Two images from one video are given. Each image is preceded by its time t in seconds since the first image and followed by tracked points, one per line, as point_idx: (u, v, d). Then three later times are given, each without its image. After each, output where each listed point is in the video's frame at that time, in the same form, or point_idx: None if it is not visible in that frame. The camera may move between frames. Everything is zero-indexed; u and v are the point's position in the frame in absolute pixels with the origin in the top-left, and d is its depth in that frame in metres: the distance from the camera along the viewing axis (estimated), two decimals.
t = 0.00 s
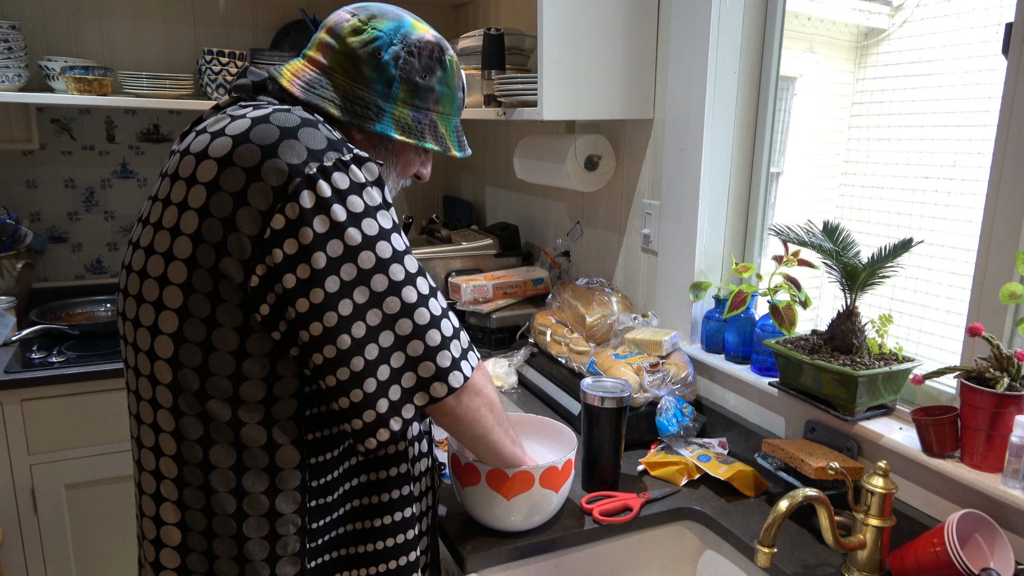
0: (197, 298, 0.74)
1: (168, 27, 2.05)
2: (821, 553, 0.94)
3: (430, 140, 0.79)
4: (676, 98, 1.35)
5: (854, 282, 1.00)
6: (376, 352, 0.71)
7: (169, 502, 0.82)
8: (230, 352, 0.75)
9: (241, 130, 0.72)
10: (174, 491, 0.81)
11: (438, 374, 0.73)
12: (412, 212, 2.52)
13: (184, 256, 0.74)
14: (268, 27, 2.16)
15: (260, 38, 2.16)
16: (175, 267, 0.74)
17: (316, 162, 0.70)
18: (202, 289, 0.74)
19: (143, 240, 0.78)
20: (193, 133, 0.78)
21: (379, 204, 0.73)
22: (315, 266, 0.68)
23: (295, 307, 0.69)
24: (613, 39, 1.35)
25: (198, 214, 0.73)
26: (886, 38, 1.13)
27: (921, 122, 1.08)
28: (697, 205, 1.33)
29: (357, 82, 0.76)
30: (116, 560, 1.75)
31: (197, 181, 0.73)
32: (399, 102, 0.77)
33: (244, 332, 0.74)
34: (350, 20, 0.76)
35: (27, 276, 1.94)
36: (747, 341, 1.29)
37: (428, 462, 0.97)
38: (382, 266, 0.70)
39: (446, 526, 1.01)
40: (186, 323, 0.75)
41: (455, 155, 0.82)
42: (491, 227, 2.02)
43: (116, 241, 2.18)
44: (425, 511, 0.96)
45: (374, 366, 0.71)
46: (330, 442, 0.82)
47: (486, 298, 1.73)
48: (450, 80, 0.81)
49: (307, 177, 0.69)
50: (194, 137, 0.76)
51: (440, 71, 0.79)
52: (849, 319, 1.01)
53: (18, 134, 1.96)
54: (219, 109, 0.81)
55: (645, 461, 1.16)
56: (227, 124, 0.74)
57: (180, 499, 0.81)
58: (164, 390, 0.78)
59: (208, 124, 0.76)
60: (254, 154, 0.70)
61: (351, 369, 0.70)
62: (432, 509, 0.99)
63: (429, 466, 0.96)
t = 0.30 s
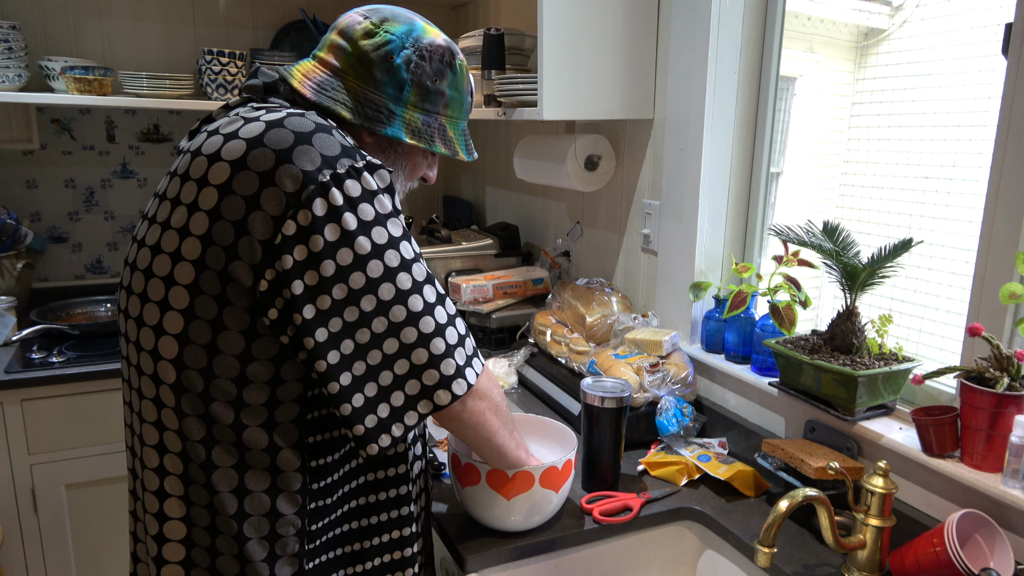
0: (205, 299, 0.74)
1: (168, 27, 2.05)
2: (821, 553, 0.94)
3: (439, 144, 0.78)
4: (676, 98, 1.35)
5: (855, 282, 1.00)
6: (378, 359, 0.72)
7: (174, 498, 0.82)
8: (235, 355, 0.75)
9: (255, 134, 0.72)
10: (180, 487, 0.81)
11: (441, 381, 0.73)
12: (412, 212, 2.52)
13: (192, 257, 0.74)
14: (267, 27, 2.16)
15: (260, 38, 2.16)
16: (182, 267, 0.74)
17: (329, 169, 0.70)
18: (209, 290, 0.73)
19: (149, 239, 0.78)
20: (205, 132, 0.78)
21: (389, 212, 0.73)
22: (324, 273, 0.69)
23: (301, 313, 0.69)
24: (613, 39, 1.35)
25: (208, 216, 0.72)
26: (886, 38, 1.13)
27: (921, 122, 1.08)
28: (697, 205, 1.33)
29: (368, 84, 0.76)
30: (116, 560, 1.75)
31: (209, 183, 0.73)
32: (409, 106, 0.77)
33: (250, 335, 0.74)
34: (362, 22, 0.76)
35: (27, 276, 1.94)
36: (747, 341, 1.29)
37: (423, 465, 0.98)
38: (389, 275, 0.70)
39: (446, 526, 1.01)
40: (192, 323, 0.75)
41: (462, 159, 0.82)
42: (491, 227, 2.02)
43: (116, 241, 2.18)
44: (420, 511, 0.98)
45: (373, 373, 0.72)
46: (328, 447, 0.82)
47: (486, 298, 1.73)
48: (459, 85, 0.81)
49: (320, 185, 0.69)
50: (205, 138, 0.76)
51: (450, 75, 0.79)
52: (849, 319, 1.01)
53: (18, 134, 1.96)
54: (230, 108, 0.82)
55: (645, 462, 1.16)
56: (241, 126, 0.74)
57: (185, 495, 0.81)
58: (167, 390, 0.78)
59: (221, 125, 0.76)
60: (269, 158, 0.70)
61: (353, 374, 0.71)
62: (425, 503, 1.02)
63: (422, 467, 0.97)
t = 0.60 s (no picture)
0: (202, 304, 0.74)
1: (168, 27, 2.05)
2: (821, 553, 0.94)
3: (440, 149, 0.78)
4: (676, 98, 1.35)
5: (854, 282, 1.00)
6: (377, 368, 0.71)
7: (172, 500, 0.82)
8: (233, 360, 0.75)
9: (255, 138, 0.72)
10: (177, 489, 0.81)
11: (436, 391, 0.73)
12: (412, 212, 2.52)
13: (191, 262, 0.73)
14: (268, 27, 2.16)
15: (260, 38, 2.16)
16: (180, 271, 0.74)
17: (329, 174, 0.70)
18: (207, 295, 0.73)
19: (146, 241, 0.78)
20: (204, 135, 0.78)
21: (388, 218, 0.73)
22: (322, 279, 0.68)
23: (300, 318, 0.69)
24: (613, 39, 1.35)
25: (207, 220, 0.72)
26: (886, 38, 1.13)
27: (921, 122, 1.08)
28: (697, 206, 1.33)
29: (370, 88, 0.76)
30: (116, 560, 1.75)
31: (208, 187, 0.73)
32: (411, 110, 0.77)
33: (248, 340, 0.74)
34: (365, 25, 0.75)
35: (27, 276, 1.94)
36: (747, 341, 1.29)
37: (415, 468, 0.98)
38: (386, 281, 0.71)
39: (446, 526, 1.01)
40: (189, 328, 0.75)
41: (462, 163, 0.82)
42: (491, 227, 2.02)
43: (116, 241, 2.18)
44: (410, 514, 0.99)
45: (374, 383, 0.71)
46: (326, 452, 0.83)
47: (486, 298, 1.73)
48: (461, 89, 0.81)
49: (320, 190, 0.69)
50: (204, 141, 0.76)
51: (452, 79, 0.79)
52: (849, 319, 1.01)
53: (18, 134, 1.96)
54: (229, 110, 0.82)
55: (645, 461, 1.16)
56: (241, 130, 0.74)
57: (182, 498, 0.81)
58: (164, 393, 0.78)
59: (220, 129, 0.76)
60: (269, 162, 0.70)
61: (352, 385, 0.70)
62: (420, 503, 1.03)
63: (415, 469, 0.98)
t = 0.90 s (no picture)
0: (192, 308, 0.74)
1: (168, 27, 2.05)
2: (821, 553, 0.94)
3: (431, 143, 0.79)
4: (676, 98, 1.35)
5: (854, 282, 1.00)
6: (358, 372, 0.71)
7: (166, 504, 0.82)
8: (225, 363, 0.75)
9: (242, 140, 0.72)
10: (172, 493, 0.81)
11: (423, 398, 0.73)
12: (412, 212, 2.52)
13: (181, 265, 0.74)
14: (268, 27, 2.16)
15: (261, 38, 2.16)
16: (171, 275, 0.74)
17: (313, 176, 0.69)
18: (196, 299, 0.74)
19: (139, 244, 0.78)
20: (194, 138, 0.78)
21: (375, 221, 0.71)
22: (303, 283, 0.68)
23: (283, 321, 0.69)
24: (613, 39, 1.35)
25: (196, 223, 0.72)
26: (885, 38, 1.13)
27: (921, 122, 1.08)
28: (697, 205, 1.33)
29: (360, 85, 0.75)
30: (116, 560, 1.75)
31: (196, 190, 0.73)
32: (401, 106, 0.77)
33: (237, 345, 0.74)
34: (352, 22, 0.76)
35: (27, 276, 1.94)
36: (747, 341, 1.29)
37: (416, 471, 0.98)
38: (370, 286, 0.69)
39: (446, 526, 1.01)
40: (181, 332, 0.75)
41: (455, 157, 0.82)
42: (491, 227, 2.02)
43: (116, 241, 2.18)
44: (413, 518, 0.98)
45: (355, 388, 0.71)
46: (318, 460, 0.82)
47: (486, 298, 1.73)
48: (451, 82, 0.81)
49: (303, 192, 0.68)
50: (194, 144, 0.76)
51: (442, 73, 0.79)
52: (849, 319, 1.01)
53: (18, 134, 1.96)
54: (221, 111, 0.82)
55: (645, 461, 1.16)
56: (229, 133, 0.74)
57: (177, 501, 0.81)
58: (158, 397, 0.78)
59: (209, 132, 0.76)
60: (255, 164, 0.70)
61: (334, 390, 0.70)
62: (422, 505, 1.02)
63: (416, 473, 0.98)
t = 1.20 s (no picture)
0: (179, 314, 0.74)
1: (168, 27, 2.05)
2: (821, 553, 0.94)
3: (424, 138, 0.78)
4: (676, 98, 1.35)
5: (854, 282, 1.00)
6: (341, 379, 0.69)
7: (162, 509, 0.82)
8: (214, 369, 0.74)
9: (221, 144, 0.72)
10: (167, 498, 0.81)
11: (414, 403, 0.71)
12: (412, 212, 2.52)
13: (168, 271, 0.74)
14: (268, 27, 2.16)
15: (261, 39, 2.16)
16: (160, 281, 0.75)
17: (288, 176, 0.69)
18: (183, 305, 0.74)
19: (131, 250, 0.79)
20: (180, 144, 0.79)
21: (354, 219, 0.70)
22: (278, 286, 0.67)
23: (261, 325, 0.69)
24: (613, 39, 1.35)
25: (179, 228, 0.73)
26: (886, 38, 1.13)
27: (921, 122, 1.08)
28: (697, 206, 1.33)
29: (349, 81, 0.75)
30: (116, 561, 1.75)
31: (179, 195, 0.73)
32: (392, 101, 0.76)
33: (223, 352, 0.74)
34: (341, 18, 0.76)
35: (27, 276, 1.94)
36: (747, 341, 1.29)
37: (421, 471, 0.99)
38: (348, 287, 0.69)
39: (445, 527, 1.01)
40: (171, 339, 0.75)
41: (449, 152, 0.82)
42: (491, 227, 2.02)
43: (115, 241, 2.18)
44: (416, 519, 0.98)
45: (340, 395, 0.69)
46: (313, 468, 0.81)
47: (486, 298, 1.73)
48: (443, 76, 0.80)
49: (277, 194, 0.68)
50: (179, 149, 0.77)
51: (434, 67, 0.79)
52: (849, 319, 1.01)
53: (18, 134, 1.96)
54: (212, 113, 0.82)
55: (645, 461, 1.16)
56: (210, 136, 0.74)
57: (172, 506, 0.81)
58: (154, 403, 0.78)
59: (193, 137, 0.77)
60: (231, 167, 0.71)
61: (315, 397, 0.69)
62: (426, 508, 1.02)
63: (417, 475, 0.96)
